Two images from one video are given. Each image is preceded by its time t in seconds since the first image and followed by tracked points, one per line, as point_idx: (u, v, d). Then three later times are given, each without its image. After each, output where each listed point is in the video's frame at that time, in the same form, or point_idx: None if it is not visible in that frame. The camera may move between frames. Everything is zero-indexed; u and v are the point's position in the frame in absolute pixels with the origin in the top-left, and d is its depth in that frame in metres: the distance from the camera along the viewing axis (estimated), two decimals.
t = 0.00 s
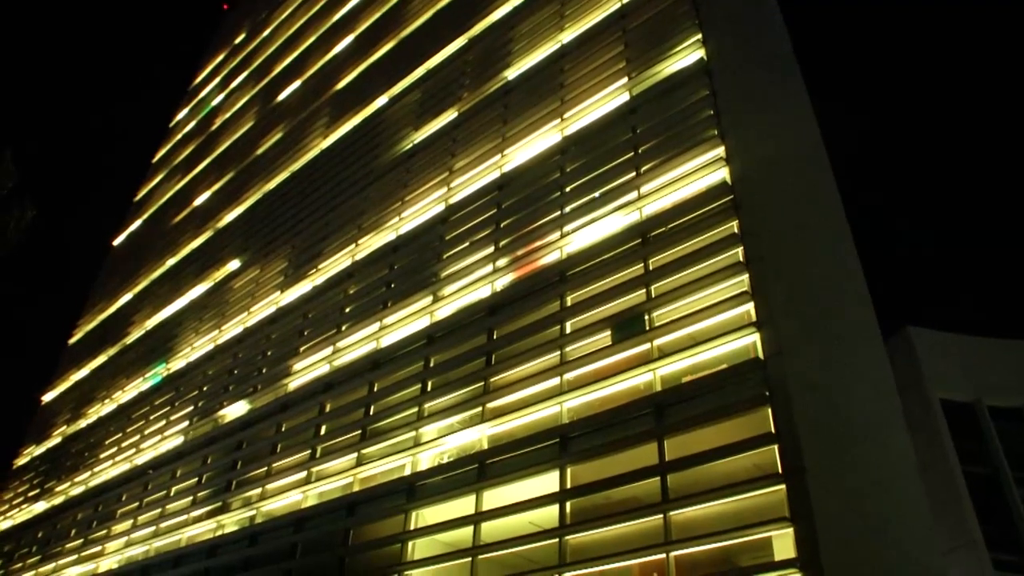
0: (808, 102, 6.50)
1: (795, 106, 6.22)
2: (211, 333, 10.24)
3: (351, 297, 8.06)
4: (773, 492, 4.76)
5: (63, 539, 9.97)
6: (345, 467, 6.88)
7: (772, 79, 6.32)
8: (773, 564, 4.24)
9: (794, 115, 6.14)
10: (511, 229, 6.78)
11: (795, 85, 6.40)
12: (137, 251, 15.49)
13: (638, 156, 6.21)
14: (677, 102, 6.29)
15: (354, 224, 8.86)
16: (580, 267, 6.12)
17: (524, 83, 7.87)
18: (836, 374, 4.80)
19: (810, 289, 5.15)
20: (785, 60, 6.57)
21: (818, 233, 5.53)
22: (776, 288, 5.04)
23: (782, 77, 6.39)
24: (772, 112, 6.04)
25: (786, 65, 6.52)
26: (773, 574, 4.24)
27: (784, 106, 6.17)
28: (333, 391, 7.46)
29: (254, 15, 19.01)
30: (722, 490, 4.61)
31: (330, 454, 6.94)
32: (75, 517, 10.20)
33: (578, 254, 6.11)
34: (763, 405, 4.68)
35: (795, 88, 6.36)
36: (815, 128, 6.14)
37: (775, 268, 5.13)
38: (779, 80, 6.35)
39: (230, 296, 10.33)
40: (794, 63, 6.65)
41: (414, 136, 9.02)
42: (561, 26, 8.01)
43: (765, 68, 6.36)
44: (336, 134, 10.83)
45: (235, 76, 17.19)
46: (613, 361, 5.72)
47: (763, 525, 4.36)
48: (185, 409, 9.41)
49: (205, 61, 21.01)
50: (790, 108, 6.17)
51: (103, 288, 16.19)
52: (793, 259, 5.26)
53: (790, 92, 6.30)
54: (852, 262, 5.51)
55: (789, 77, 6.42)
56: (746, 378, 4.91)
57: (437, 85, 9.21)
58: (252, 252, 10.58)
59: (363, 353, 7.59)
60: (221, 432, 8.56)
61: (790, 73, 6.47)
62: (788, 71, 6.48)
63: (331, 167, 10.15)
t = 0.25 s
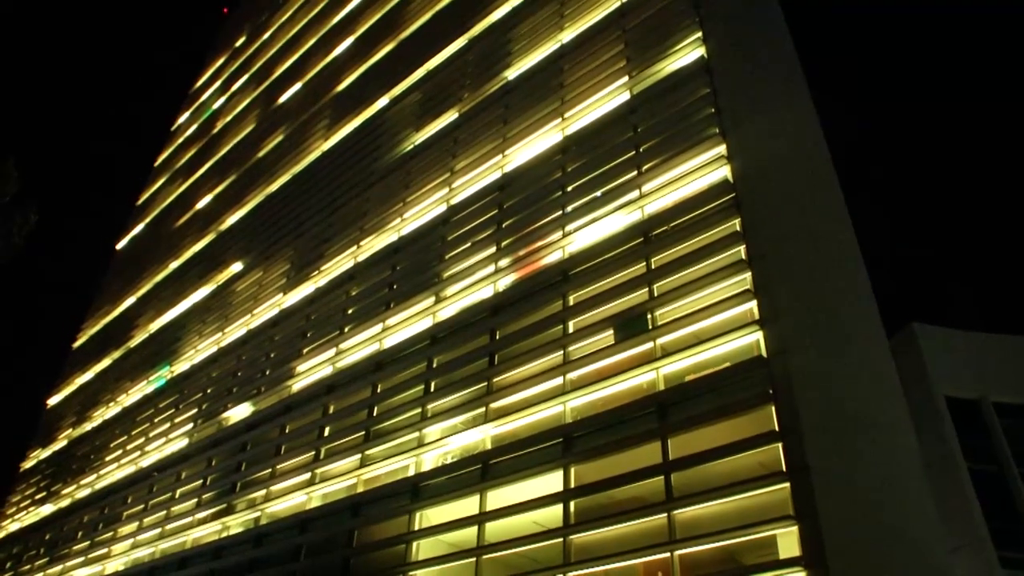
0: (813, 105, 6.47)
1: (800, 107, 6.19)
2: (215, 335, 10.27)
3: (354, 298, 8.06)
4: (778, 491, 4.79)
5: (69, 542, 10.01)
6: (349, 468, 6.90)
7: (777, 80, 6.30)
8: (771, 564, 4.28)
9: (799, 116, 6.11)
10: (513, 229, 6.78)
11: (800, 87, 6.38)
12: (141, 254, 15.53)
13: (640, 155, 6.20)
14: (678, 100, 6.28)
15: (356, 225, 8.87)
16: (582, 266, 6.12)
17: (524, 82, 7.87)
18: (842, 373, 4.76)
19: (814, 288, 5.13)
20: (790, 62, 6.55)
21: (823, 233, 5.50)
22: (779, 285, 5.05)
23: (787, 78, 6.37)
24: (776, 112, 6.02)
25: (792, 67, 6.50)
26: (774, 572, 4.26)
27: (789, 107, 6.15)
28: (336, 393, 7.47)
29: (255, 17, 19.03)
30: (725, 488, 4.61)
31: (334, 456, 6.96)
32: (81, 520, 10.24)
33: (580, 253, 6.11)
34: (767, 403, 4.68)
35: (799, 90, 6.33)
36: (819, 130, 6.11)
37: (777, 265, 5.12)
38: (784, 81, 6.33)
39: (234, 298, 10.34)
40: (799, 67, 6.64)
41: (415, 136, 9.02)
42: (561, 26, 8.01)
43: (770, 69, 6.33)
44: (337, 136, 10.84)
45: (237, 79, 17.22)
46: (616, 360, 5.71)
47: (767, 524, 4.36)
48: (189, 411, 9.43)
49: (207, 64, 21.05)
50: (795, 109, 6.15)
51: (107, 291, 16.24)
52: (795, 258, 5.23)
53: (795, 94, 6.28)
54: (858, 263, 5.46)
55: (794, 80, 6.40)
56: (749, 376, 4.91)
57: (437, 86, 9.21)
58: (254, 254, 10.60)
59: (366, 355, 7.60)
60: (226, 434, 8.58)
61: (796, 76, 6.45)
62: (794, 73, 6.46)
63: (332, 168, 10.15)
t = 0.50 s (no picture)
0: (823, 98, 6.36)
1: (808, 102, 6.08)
2: (226, 335, 10.31)
3: (363, 297, 8.08)
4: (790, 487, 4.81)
5: (84, 541, 10.09)
6: (360, 467, 6.92)
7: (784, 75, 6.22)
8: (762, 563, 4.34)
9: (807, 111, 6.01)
10: (522, 226, 6.77)
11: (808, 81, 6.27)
12: (151, 255, 15.60)
13: (648, 150, 6.18)
14: (686, 95, 6.26)
15: (365, 224, 8.87)
16: (592, 263, 6.11)
17: (532, 79, 7.86)
18: (854, 371, 4.69)
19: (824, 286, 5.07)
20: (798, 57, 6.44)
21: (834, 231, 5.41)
22: (789, 279, 5.08)
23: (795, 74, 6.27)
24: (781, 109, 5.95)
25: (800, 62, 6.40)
26: (785, 568, 4.25)
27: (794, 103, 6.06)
28: (347, 391, 7.49)
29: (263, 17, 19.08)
30: (737, 484, 4.59)
31: (345, 454, 6.98)
32: (95, 519, 10.31)
33: (589, 249, 6.11)
34: (778, 398, 4.67)
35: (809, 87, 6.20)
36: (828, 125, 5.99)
37: (785, 266, 5.12)
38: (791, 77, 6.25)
39: (244, 298, 10.38)
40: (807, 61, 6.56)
41: (423, 135, 9.02)
42: (568, 22, 7.99)
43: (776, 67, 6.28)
44: (345, 135, 10.86)
45: (245, 79, 17.28)
46: (627, 356, 5.70)
47: (780, 519, 4.35)
48: (201, 411, 9.48)
49: (215, 65, 21.13)
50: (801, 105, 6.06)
51: (118, 292, 16.33)
52: (811, 254, 5.21)
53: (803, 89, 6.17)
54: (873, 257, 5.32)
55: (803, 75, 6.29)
56: (760, 372, 4.88)
57: (445, 84, 9.20)
58: (264, 254, 10.63)
59: (376, 353, 7.62)
60: (238, 434, 8.62)
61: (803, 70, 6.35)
62: (804, 67, 6.35)
63: (341, 168, 10.17)
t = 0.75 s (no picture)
0: (834, 96, 6.37)
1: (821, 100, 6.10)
2: (239, 336, 10.36)
3: (376, 296, 8.10)
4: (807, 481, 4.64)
5: (102, 541, 10.18)
6: (374, 465, 6.94)
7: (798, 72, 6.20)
8: (755, 564, 4.44)
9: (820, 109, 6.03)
10: (533, 223, 6.77)
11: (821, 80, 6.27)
12: (165, 257, 15.71)
13: (659, 146, 6.16)
14: (696, 90, 6.23)
15: (377, 223, 8.89)
16: (604, 260, 6.10)
17: (542, 76, 7.84)
18: (876, 371, 4.72)
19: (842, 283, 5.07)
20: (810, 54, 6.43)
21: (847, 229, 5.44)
22: (803, 276, 5.00)
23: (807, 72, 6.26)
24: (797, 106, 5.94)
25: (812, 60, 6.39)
26: (800, 564, 4.26)
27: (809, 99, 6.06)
28: (360, 390, 7.52)
29: (272, 18, 19.14)
30: (751, 480, 4.60)
31: (359, 453, 7.00)
32: (113, 520, 10.40)
33: (601, 246, 6.10)
34: (793, 393, 4.63)
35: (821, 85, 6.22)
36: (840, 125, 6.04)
37: (803, 261, 5.06)
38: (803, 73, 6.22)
39: (257, 298, 10.43)
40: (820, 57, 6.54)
41: (433, 133, 9.02)
42: (577, 19, 7.98)
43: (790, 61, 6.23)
44: (356, 135, 10.89)
45: (255, 80, 17.35)
46: (640, 353, 5.69)
47: (795, 515, 4.36)
48: (216, 411, 9.54)
49: (225, 66, 21.22)
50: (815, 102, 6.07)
51: (133, 294, 16.45)
52: (826, 252, 5.20)
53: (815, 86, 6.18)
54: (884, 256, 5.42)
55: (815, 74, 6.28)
56: (775, 367, 4.86)
57: (454, 82, 9.20)
58: (276, 254, 10.66)
59: (389, 352, 7.64)
60: (253, 433, 8.66)
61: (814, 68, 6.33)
62: (819, 67, 6.34)
63: (352, 167, 10.19)
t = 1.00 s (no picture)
0: (858, 88, 6.27)
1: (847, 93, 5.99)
2: (257, 337, 10.42)
3: (392, 296, 8.12)
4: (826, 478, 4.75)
5: (124, 542, 10.28)
6: (392, 465, 6.97)
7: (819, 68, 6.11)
8: (766, 562, 4.41)
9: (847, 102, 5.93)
10: (548, 221, 6.76)
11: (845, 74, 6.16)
12: (181, 260, 15.82)
13: (674, 142, 6.14)
14: (711, 85, 6.21)
15: (393, 223, 8.91)
16: (619, 257, 6.09)
17: (555, 74, 7.84)
18: (916, 367, 4.60)
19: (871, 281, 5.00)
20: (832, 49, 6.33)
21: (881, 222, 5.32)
22: (819, 270, 5.02)
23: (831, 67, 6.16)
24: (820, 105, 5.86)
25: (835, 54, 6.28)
26: (819, 560, 4.23)
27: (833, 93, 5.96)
28: (377, 390, 7.54)
29: (285, 21, 19.23)
30: (770, 476, 4.55)
31: (377, 452, 7.03)
32: (134, 520, 10.49)
33: (616, 243, 6.09)
34: (811, 389, 4.64)
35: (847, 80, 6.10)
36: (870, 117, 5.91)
37: (824, 262, 5.06)
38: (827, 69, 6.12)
39: (274, 300, 10.48)
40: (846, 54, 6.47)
41: (447, 133, 9.03)
42: (590, 16, 7.97)
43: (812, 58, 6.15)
44: (370, 135, 10.92)
45: (269, 83, 17.45)
46: (658, 349, 5.71)
47: (814, 511, 4.33)
48: (234, 412, 9.60)
49: (239, 70, 21.36)
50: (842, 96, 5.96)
51: (150, 297, 16.58)
52: (842, 248, 5.14)
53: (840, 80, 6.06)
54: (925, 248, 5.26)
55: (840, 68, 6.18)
56: (793, 363, 4.83)
57: (468, 81, 9.21)
58: (292, 255, 10.71)
59: (406, 351, 7.65)
60: (272, 434, 8.72)
61: (836, 63, 6.24)
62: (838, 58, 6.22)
63: (367, 168, 10.22)
